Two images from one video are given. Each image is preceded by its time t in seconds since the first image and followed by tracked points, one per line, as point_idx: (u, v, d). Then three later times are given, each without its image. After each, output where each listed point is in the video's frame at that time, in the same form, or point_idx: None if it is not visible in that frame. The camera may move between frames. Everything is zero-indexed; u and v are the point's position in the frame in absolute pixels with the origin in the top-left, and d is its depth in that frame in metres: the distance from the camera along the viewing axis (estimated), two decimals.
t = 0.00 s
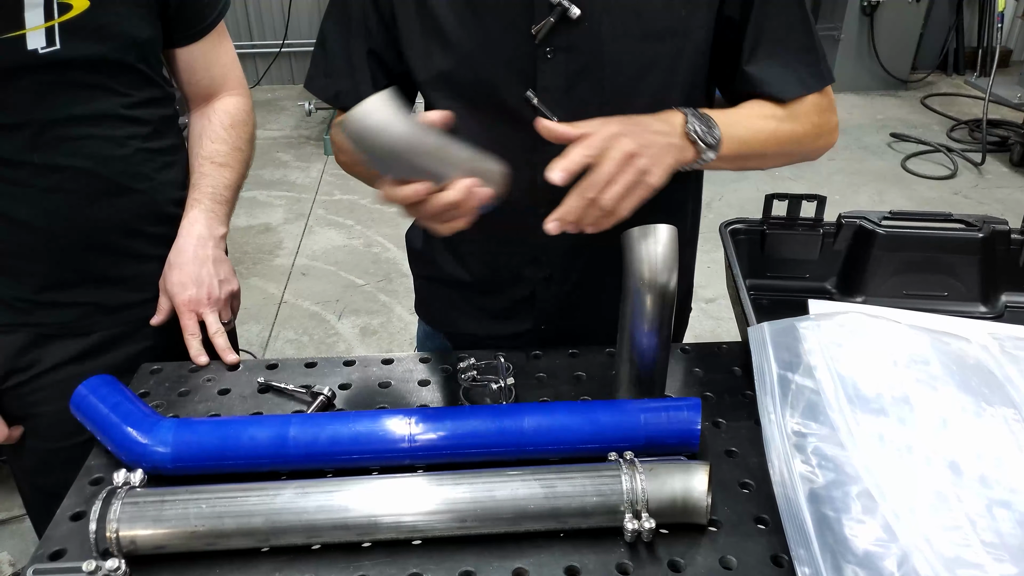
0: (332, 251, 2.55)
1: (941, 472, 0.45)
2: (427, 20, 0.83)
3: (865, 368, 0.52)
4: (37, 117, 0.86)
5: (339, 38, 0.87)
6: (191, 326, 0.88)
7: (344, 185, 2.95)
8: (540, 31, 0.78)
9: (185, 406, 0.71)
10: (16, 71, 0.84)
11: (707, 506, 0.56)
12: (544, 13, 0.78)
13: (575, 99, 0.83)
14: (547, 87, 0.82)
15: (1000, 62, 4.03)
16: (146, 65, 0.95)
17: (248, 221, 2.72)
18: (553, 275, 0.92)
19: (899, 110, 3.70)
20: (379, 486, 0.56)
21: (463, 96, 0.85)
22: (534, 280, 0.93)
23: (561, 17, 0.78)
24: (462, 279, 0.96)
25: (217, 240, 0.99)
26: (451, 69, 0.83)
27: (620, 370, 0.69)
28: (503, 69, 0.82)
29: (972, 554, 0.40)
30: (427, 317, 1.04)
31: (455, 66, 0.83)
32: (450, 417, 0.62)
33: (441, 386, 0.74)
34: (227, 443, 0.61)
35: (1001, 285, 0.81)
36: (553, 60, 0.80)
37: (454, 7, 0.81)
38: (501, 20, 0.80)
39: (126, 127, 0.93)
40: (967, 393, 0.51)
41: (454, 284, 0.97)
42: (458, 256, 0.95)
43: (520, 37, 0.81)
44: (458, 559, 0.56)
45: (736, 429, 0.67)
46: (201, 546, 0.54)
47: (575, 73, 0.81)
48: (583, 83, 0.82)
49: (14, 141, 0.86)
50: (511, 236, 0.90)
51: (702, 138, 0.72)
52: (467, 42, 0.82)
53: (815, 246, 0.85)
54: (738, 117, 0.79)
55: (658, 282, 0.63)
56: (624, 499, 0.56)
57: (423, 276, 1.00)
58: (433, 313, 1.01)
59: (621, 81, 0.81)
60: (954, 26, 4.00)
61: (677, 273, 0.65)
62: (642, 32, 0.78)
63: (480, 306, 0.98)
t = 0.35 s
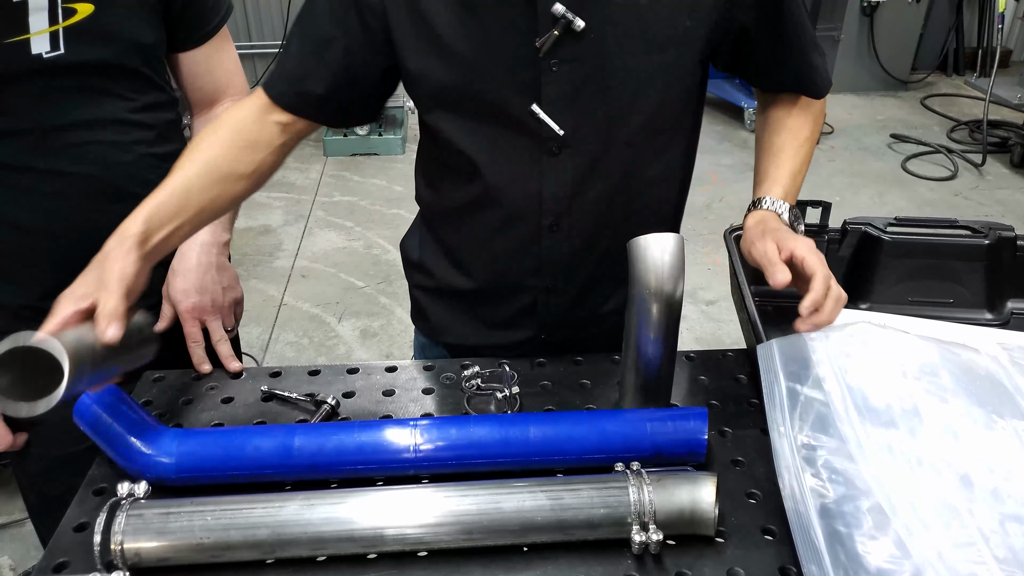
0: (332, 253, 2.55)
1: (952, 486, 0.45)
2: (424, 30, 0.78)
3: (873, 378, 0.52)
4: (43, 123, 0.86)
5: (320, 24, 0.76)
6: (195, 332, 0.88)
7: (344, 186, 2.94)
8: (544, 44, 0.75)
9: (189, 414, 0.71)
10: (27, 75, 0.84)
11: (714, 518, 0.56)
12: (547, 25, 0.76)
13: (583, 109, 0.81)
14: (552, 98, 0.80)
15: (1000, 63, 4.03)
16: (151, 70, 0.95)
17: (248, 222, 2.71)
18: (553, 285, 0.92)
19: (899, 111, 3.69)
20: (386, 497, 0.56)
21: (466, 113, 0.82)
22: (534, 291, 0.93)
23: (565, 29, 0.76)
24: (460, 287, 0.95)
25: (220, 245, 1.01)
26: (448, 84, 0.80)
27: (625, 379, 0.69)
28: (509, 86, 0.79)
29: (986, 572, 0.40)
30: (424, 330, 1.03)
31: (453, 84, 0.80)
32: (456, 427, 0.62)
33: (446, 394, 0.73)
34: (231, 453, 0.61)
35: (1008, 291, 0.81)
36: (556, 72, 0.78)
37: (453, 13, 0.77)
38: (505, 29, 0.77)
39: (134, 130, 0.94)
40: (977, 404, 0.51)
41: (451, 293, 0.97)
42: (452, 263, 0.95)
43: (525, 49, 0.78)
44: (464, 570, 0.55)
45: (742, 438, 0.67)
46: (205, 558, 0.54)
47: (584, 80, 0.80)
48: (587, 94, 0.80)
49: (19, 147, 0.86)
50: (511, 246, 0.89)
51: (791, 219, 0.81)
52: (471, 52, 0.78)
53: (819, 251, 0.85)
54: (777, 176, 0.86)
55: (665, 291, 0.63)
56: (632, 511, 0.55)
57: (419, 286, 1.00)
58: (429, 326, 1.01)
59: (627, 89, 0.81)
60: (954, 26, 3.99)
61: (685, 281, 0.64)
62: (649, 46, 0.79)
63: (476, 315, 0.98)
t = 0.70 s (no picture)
0: (331, 253, 2.55)
1: (962, 494, 0.44)
2: (399, 51, 0.75)
3: (881, 384, 0.52)
4: (44, 125, 0.86)
5: (288, 37, 0.72)
6: (196, 335, 0.89)
7: (343, 186, 2.94)
8: (528, 59, 0.74)
9: (192, 418, 0.71)
10: (29, 76, 0.84)
11: (721, 524, 0.55)
12: (530, 40, 0.75)
13: (573, 123, 0.80)
14: (539, 114, 0.78)
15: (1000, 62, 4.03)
16: (151, 71, 0.95)
17: (248, 223, 2.71)
18: (542, 294, 0.91)
19: (899, 111, 3.69)
20: (390, 502, 0.55)
21: (451, 137, 0.81)
22: (523, 300, 0.92)
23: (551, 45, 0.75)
24: (446, 298, 0.93)
25: (222, 248, 1.00)
26: (427, 107, 0.78)
27: (630, 383, 0.68)
28: (494, 108, 0.78)
29: None
30: (405, 344, 1.01)
31: (431, 108, 0.78)
32: (459, 433, 0.62)
33: (449, 398, 0.73)
34: (234, 459, 0.60)
35: (1012, 294, 0.81)
36: (542, 87, 0.77)
37: (431, 33, 0.74)
38: (486, 56, 0.75)
39: (135, 132, 0.94)
40: (985, 410, 0.50)
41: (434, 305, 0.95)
42: (434, 273, 0.93)
43: (508, 64, 0.76)
44: None
45: (748, 443, 0.66)
46: (209, 564, 0.54)
47: (574, 91, 0.78)
48: (577, 108, 0.79)
49: (20, 149, 0.86)
50: (498, 257, 0.88)
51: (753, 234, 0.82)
52: (453, 82, 0.76)
53: (824, 254, 0.84)
54: (746, 175, 0.90)
55: (669, 295, 0.63)
56: (637, 517, 0.55)
57: (401, 301, 0.98)
58: (408, 338, 1.00)
59: (626, 94, 0.80)
60: (954, 26, 3.99)
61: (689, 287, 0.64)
62: (634, 54, 0.79)
63: (459, 326, 0.97)
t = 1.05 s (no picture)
0: (333, 251, 2.55)
1: (975, 494, 0.45)
2: (392, 66, 0.73)
3: (893, 385, 0.52)
4: (52, 126, 0.86)
5: (276, 50, 0.68)
6: (207, 335, 0.90)
7: (344, 184, 2.94)
8: (521, 69, 0.72)
9: (202, 418, 0.71)
10: (40, 78, 0.85)
11: (732, 523, 0.56)
12: (522, 51, 0.73)
13: (561, 135, 0.78)
14: (531, 122, 0.76)
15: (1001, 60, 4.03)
16: (160, 73, 0.95)
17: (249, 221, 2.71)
18: (534, 302, 0.89)
19: (900, 109, 3.69)
20: (404, 502, 0.56)
21: (441, 146, 0.78)
22: (513, 307, 0.90)
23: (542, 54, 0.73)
24: (436, 306, 0.91)
25: (231, 249, 1.00)
26: (417, 119, 0.75)
27: (639, 384, 0.69)
28: (484, 117, 0.75)
29: None
30: (393, 353, 0.99)
31: (420, 119, 0.75)
32: (471, 433, 0.62)
33: (459, 398, 0.73)
34: (248, 458, 0.61)
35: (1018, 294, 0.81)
36: (535, 96, 0.75)
37: (417, 43, 0.72)
38: (478, 67, 0.73)
39: (142, 134, 0.92)
40: (996, 410, 0.51)
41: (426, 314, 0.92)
42: (423, 281, 0.91)
43: (498, 74, 0.74)
44: None
45: (757, 442, 0.67)
46: (223, 563, 0.54)
47: (563, 98, 0.77)
48: (566, 119, 0.78)
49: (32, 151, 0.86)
50: (490, 265, 0.85)
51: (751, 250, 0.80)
52: (446, 92, 0.74)
53: (830, 254, 0.84)
54: (735, 198, 0.89)
55: (680, 296, 0.63)
56: (650, 516, 0.55)
57: (392, 310, 0.95)
58: (398, 346, 0.97)
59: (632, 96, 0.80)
60: (955, 24, 3.99)
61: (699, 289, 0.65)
62: (621, 61, 0.78)
63: (446, 334, 0.94)
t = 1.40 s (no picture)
0: (338, 247, 2.55)
1: (998, 483, 0.46)
2: (397, 61, 0.68)
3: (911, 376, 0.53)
4: (67, 120, 0.87)
5: (282, 46, 0.65)
6: (211, 326, 0.91)
7: (347, 181, 2.94)
8: (528, 66, 0.67)
9: (222, 411, 0.71)
10: (52, 72, 0.84)
11: (751, 514, 0.56)
12: (529, 47, 0.68)
13: (569, 132, 0.73)
14: (537, 121, 0.71)
15: (1003, 56, 4.02)
16: (174, 68, 0.96)
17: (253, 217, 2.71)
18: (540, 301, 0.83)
19: (902, 105, 3.69)
20: (426, 494, 0.56)
21: (442, 143, 0.73)
22: (519, 306, 0.84)
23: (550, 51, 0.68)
24: (441, 305, 0.84)
25: (235, 242, 1.00)
26: (423, 118, 0.71)
27: (655, 377, 0.69)
28: (491, 116, 0.71)
29: None
30: (396, 349, 0.92)
31: (426, 118, 0.71)
32: (490, 426, 0.62)
33: (475, 391, 0.74)
34: (269, 452, 0.61)
35: None
36: (541, 94, 0.70)
37: (423, 39, 0.67)
38: (482, 67, 0.69)
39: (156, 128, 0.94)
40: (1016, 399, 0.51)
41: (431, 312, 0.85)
42: (429, 278, 0.84)
43: (503, 74, 0.69)
44: (505, 567, 0.56)
45: (773, 435, 0.67)
46: (248, 555, 0.55)
47: (569, 97, 0.72)
48: (574, 114, 0.73)
49: (52, 147, 0.87)
50: (499, 264, 0.79)
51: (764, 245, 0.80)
52: (450, 91, 0.69)
53: (842, 249, 0.85)
54: (747, 192, 0.89)
55: (696, 290, 0.63)
56: (670, 508, 0.56)
57: (396, 308, 0.88)
58: (403, 344, 0.89)
59: (658, 89, 0.76)
60: (957, 20, 3.99)
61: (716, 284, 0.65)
62: (626, 61, 0.73)
63: (451, 332, 0.87)
